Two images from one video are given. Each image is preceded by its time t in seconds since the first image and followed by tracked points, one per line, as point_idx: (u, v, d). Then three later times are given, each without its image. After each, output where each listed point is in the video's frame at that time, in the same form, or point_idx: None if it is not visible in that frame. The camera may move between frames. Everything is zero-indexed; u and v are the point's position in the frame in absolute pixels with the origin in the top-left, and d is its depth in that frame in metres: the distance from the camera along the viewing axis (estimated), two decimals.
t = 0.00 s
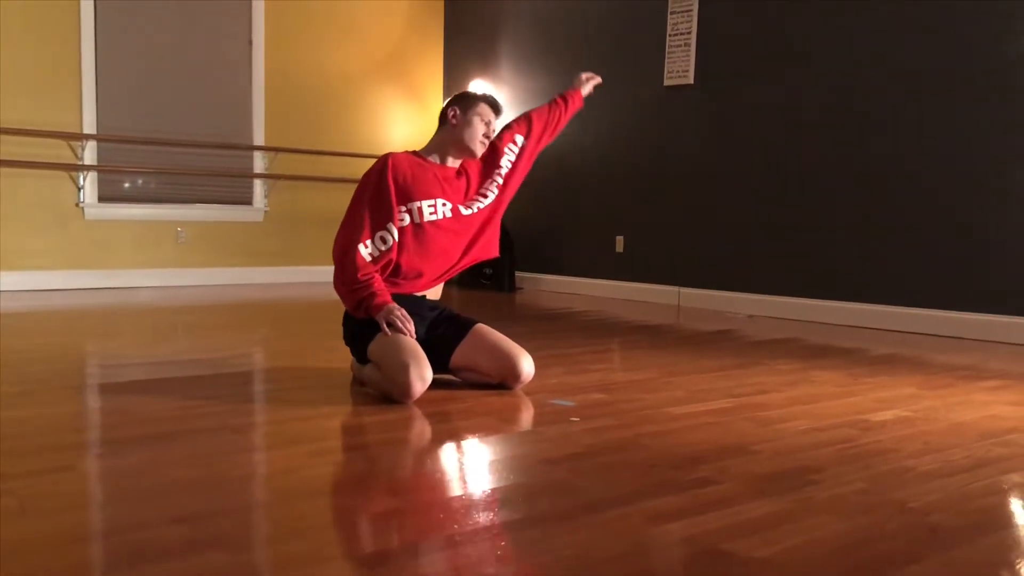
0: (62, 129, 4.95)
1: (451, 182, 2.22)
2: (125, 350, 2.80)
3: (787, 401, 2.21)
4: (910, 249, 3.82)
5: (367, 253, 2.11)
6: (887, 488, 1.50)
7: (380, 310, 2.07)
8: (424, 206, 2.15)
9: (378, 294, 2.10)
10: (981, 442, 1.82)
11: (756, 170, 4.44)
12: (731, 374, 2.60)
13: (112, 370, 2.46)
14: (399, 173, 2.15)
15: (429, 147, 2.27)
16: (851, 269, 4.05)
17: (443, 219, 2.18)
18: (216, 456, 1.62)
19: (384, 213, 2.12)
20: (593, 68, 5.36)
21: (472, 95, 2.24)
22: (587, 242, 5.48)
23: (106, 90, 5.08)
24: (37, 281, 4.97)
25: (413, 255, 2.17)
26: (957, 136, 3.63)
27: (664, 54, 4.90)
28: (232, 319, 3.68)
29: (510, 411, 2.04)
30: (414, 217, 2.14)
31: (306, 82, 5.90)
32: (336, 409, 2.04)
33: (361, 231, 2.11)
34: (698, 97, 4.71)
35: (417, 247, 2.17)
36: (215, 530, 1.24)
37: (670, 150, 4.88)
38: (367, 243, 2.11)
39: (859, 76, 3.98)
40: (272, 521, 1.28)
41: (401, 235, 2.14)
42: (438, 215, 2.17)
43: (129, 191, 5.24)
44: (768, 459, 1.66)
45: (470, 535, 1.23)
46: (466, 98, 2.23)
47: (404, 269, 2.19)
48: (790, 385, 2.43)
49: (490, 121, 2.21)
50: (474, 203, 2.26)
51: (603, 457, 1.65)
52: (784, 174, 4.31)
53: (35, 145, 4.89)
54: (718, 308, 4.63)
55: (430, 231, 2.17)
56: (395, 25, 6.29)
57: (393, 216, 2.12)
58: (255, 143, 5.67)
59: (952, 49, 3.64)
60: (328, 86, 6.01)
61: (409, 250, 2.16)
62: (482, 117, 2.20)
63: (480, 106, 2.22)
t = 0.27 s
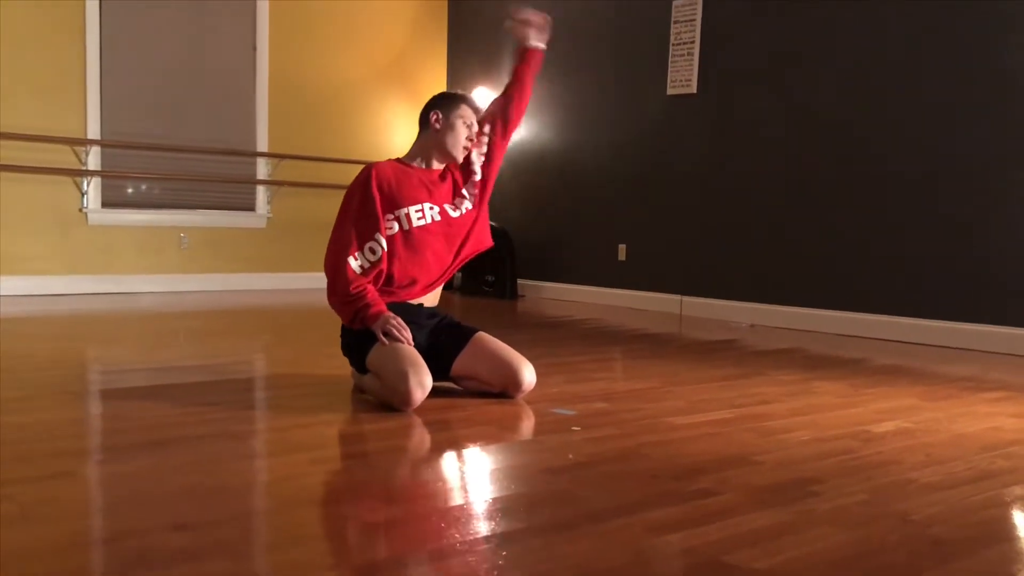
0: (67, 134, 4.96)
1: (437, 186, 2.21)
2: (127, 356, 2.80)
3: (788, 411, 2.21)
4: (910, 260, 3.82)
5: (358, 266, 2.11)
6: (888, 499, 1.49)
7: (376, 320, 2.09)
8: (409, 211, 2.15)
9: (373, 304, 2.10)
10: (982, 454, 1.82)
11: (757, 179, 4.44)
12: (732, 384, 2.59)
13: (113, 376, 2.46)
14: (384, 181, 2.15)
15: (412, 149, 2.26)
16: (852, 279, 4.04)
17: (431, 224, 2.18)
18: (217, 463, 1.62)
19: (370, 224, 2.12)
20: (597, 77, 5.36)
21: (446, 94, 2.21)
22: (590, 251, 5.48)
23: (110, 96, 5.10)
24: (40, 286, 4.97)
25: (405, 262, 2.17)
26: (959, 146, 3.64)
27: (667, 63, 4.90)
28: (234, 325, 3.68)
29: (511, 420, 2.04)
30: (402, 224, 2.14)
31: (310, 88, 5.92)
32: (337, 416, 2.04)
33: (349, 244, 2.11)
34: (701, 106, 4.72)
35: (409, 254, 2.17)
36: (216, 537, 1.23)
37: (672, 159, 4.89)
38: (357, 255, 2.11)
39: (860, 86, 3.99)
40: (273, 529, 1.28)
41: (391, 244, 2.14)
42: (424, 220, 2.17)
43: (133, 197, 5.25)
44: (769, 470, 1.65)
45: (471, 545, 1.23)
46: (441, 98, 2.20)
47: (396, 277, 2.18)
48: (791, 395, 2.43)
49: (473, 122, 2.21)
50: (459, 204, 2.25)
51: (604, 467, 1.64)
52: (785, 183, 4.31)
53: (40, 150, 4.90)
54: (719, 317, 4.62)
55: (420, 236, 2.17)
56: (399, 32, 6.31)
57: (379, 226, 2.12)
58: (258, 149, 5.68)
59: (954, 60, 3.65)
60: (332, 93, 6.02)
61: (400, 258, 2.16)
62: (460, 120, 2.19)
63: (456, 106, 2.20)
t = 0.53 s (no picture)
0: (74, 139, 4.98)
1: (424, 196, 2.22)
2: (131, 362, 2.80)
3: (792, 421, 2.20)
4: (914, 270, 3.82)
5: (351, 280, 2.11)
6: (892, 511, 1.49)
7: (376, 328, 2.09)
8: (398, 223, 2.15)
9: (370, 314, 2.10)
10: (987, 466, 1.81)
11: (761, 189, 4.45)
12: (736, 393, 2.59)
13: (118, 382, 2.46)
14: (370, 192, 2.15)
15: (400, 157, 2.25)
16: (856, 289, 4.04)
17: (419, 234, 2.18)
18: (220, 471, 1.61)
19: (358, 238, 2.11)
20: (602, 85, 5.37)
21: (432, 101, 2.17)
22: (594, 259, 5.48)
23: (117, 102, 5.11)
24: (45, 290, 4.98)
25: (397, 273, 2.16)
26: (962, 157, 3.64)
27: (673, 73, 4.91)
28: (238, 331, 3.68)
29: (515, 428, 2.04)
30: (391, 235, 2.14)
31: (316, 95, 5.93)
32: (340, 424, 2.04)
33: (339, 259, 2.11)
34: (705, 116, 4.72)
35: (400, 265, 2.16)
36: (218, 545, 1.23)
37: (677, 167, 4.89)
38: (348, 269, 2.10)
39: (864, 97, 4.00)
40: (276, 537, 1.27)
41: (380, 255, 2.13)
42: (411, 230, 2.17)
43: (139, 202, 5.26)
44: (773, 481, 1.65)
45: (473, 554, 1.23)
46: (427, 106, 2.17)
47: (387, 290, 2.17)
48: (796, 406, 2.42)
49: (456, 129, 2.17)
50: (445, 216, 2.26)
51: (607, 477, 1.64)
52: (789, 194, 4.32)
53: (47, 155, 4.91)
54: (723, 326, 4.62)
55: (408, 247, 2.16)
56: (405, 39, 6.32)
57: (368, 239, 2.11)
58: (264, 155, 5.69)
59: (958, 71, 3.65)
60: (338, 99, 6.04)
61: (391, 269, 2.15)
62: (449, 129, 2.16)
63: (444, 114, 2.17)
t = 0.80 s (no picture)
0: (81, 144, 4.99)
1: (427, 204, 2.20)
2: (136, 367, 2.80)
3: (797, 430, 2.19)
4: (918, 279, 3.81)
5: (350, 292, 2.11)
6: (897, 521, 1.48)
7: (381, 335, 2.09)
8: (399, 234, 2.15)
9: (375, 321, 2.10)
10: (993, 476, 1.80)
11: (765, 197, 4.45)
12: (741, 401, 2.58)
13: (122, 387, 2.46)
14: (373, 202, 2.14)
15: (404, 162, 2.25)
16: (859, 297, 4.04)
17: (422, 244, 2.18)
18: (224, 476, 1.61)
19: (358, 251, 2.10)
20: (608, 92, 5.37)
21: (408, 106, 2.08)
22: (599, 265, 5.48)
23: (124, 107, 5.13)
24: (51, 295, 4.99)
25: (398, 283, 2.18)
26: (966, 166, 3.64)
27: (679, 80, 4.91)
28: (243, 337, 3.68)
29: (519, 435, 2.04)
30: (393, 245, 2.15)
31: (322, 101, 5.94)
32: (345, 430, 2.04)
33: (338, 271, 2.12)
34: (710, 123, 4.72)
35: (400, 275, 2.18)
36: (222, 551, 1.23)
37: (681, 174, 4.89)
38: (348, 280, 2.11)
39: (869, 105, 3.99)
40: (280, 544, 1.27)
41: (382, 266, 2.15)
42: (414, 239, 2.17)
43: (145, 207, 5.27)
44: (778, 490, 1.64)
45: (478, 562, 1.23)
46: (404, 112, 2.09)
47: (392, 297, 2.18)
48: (801, 414, 2.42)
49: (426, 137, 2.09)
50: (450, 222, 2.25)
51: (611, 485, 1.64)
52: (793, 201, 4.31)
53: (53, 161, 4.93)
54: (727, 334, 4.62)
55: (412, 257, 2.17)
56: (411, 46, 6.34)
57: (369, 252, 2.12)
58: (270, 161, 5.70)
59: (963, 80, 3.66)
60: (344, 105, 6.05)
61: (392, 280, 2.17)
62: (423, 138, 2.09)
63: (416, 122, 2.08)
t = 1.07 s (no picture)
0: (85, 147, 5.01)
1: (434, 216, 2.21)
2: (139, 370, 2.81)
3: (800, 435, 2.19)
4: (922, 284, 3.81)
5: (356, 298, 2.13)
6: (899, 527, 1.48)
7: (386, 339, 2.09)
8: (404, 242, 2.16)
9: (381, 325, 2.11)
10: (996, 482, 1.80)
11: (768, 202, 4.45)
12: (744, 406, 2.58)
13: (126, 390, 2.46)
14: (381, 209, 2.15)
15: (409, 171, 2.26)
16: (862, 302, 4.04)
17: (426, 255, 2.18)
18: (227, 480, 1.62)
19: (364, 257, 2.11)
20: (611, 96, 5.38)
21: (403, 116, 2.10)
22: (602, 269, 5.48)
23: (128, 110, 5.14)
24: (55, 298, 5.00)
25: (399, 293, 2.16)
26: (969, 171, 3.64)
27: (682, 84, 4.91)
28: (246, 340, 3.69)
29: (522, 440, 2.04)
30: (398, 254, 2.15)
31: (326, 104, 5.96)
32: (348, 434, 2.04)
33: (344, 276, 2.13)
34: (713, 128, 4.73)
35: (402, 285, 2.17)
36: (225, 555, 1.23)
37: (684, 179, 4.89)
38: (355, 288, 2.13)
39: (872, 110, 4.00)
40: (283, 547, 1.28)
41: (385, 274, 2.14)
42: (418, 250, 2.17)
43: (149, 210, 5.28)
44: (780, 495, 1.64)
45: (480, 567, 1.23)
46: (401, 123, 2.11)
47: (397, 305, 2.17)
48: (803, 419, 2.42)
49: (424, 143, 2.10)
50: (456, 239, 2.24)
51: (614, 490, 1.64)
52: (796, 206, 4.31)
53: (57, 163, 4.94)
54: (730, 338, 4.61)
55: (416, 267, 2.17)
56: (414, 49, 6.35)
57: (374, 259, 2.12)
58: (273, 164, 5.71)
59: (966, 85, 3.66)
60: (348, 109, 6.06)
61: (393, 289, 2.15)
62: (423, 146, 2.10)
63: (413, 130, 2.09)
